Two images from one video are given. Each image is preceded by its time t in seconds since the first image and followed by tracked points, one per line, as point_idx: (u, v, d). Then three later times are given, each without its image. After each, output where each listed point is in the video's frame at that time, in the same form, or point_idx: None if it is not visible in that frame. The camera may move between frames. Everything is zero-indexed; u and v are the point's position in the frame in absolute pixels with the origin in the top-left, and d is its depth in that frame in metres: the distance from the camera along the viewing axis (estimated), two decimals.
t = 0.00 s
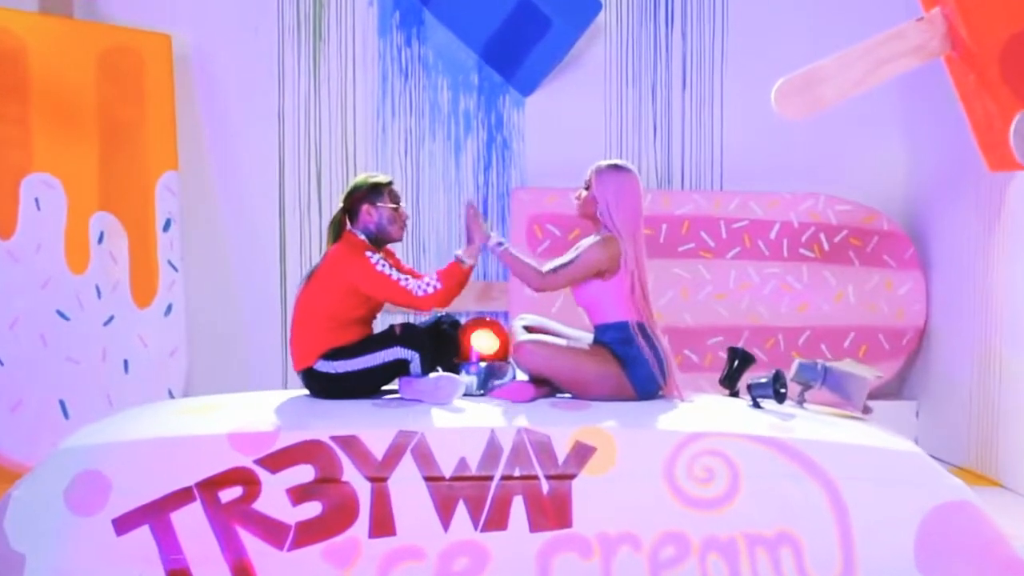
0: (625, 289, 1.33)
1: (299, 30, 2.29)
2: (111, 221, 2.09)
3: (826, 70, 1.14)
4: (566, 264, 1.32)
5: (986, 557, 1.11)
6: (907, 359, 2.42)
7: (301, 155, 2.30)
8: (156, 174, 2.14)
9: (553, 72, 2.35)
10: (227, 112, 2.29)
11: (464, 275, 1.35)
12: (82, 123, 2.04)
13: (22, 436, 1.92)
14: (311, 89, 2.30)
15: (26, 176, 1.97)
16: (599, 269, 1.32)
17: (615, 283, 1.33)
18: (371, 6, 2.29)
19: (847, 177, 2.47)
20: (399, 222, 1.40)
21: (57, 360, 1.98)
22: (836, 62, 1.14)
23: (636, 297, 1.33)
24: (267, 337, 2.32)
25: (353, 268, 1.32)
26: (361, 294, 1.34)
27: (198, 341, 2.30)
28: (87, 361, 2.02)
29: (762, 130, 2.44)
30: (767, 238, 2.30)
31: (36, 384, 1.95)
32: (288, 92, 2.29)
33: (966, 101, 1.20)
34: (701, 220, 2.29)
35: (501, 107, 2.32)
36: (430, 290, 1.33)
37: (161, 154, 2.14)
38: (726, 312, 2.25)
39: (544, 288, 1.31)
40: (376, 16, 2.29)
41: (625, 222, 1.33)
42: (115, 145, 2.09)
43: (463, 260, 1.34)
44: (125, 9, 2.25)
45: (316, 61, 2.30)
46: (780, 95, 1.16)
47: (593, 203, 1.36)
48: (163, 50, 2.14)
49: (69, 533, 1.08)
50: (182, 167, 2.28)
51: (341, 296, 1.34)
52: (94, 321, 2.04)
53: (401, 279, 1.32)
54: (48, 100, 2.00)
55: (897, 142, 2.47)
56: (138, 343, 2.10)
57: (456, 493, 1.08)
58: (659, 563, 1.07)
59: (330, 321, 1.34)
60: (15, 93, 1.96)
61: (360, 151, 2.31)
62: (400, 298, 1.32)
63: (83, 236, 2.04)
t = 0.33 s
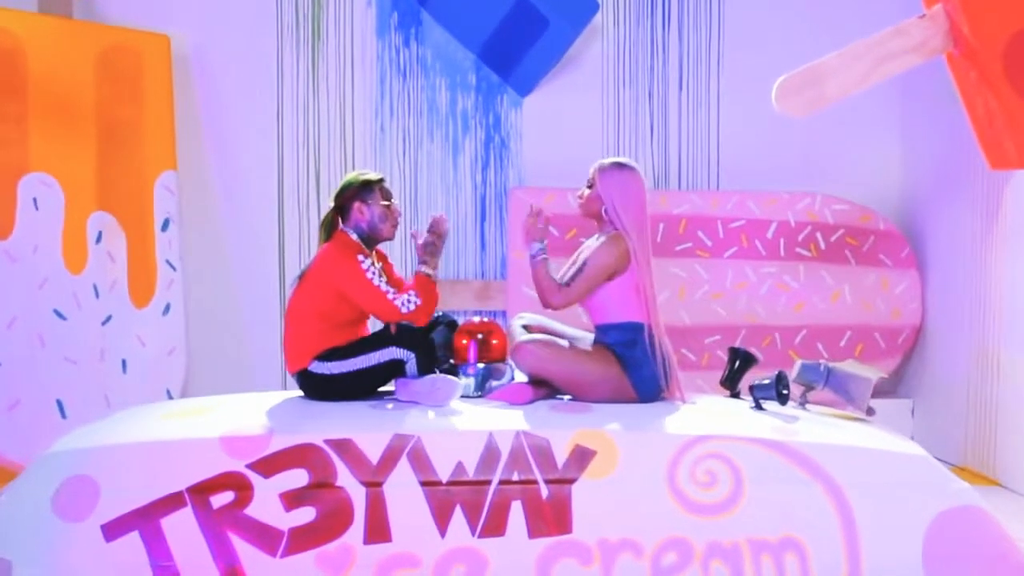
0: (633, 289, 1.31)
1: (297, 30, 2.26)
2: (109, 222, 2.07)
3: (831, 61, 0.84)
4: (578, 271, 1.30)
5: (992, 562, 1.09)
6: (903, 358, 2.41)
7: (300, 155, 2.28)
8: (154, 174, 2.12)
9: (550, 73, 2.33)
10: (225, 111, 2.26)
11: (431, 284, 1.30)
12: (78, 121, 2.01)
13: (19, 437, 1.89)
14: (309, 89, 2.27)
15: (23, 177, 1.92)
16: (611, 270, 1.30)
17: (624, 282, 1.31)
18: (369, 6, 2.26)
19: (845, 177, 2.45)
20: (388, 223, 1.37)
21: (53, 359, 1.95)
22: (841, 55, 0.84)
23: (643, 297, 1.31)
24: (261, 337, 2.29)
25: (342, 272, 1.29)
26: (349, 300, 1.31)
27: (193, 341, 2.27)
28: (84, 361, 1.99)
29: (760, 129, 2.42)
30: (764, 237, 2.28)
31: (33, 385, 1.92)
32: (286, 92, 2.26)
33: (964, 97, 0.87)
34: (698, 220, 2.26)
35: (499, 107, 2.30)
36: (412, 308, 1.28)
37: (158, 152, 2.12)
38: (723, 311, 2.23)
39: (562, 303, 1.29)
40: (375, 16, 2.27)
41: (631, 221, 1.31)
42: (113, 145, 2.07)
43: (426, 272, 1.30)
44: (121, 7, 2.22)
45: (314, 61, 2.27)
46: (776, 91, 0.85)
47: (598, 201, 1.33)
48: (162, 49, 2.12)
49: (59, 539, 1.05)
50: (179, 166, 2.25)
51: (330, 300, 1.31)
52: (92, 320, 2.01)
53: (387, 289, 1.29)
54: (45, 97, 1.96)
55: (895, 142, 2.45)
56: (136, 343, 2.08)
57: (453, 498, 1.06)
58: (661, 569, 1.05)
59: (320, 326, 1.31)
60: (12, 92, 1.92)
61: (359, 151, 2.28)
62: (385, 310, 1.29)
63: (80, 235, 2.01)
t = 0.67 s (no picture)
0: (633, 288, 1.28)
1: (297, 30, 2.23)
2: (108, 221, 2.04)
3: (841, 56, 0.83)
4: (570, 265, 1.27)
5: (1007, 569, 1.06)
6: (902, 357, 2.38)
7: (299, 155, 2.24)
8: (154, 171, 2.08)
9: (549, 74, 2.30)
10: (223, 109, 2.22)
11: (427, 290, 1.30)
12: (76, 120, 1.99)
13: (16, 436, 1.88)
14: (308, 89, 2.23)
15: (21, 174, 1.92)
16: (608, 268, 1.27)
17: (623, 280, 1.28)
18: (369, 5, 2.23)
19: (846, 177, 2.42)
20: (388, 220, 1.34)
21: (51, 358, 1.93)
22: (844, 53, 0.82)
23: (642, 297, 1.28)
24: (253, 337, 2.26)
25: (336, 273, 1.26)
26: (343, 301, 1.28)
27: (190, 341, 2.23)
28: (83, 361, 1.97)
29: (761, 128, 2.39)
30: (763, 236, 2.25)
31: (32, 385, 1.91)
32: (286, 90, 2.23)
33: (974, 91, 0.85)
34: (697, 219, 2.23)
35: (498, 106, 2.27)
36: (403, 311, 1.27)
37: (157, 149, 2.08)
38: (723, 310, 2.21)
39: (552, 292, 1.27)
40: (374, 16, 2.23)
41: (631, 220, 1.28)
42: (112, 144, 2.04)
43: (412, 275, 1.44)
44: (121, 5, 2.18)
45: (313, 61, 2.23)
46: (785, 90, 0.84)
47: (602, 198, 1.30)
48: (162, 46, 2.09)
49: (48, 547, 1.02)
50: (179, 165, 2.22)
51: (324, 301, 1.28)
52: (91, 319, 1.99)
53: (380, 293, 1.25)
54: (48, 98, 1.96)
55: (896, 142, 2.42)
56: (135, 342, 2.05)
57: (454, 504, 1.03)
58: None
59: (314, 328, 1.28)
60: (11, 89, 1.92)
61: (358, 151, 2.24)
62: (377, 314, 1.26)
63: (79, 234, 1.99)
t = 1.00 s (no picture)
0: (647, 289, 1.25)
1: (296, 29, 2.19)
2: (105, 220, 2.01)
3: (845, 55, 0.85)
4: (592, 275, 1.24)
5: None
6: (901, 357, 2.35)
7: (298, 154, 2.20)
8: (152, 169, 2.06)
9: (549, 73, 2.26)
10: (224, 107, 2.19)
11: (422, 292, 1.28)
12: (74, 117, 1.96)
13: (9, 437, 1.83)
14: (307, 88, 2.20)
15: (17, 172, 1.88)
16: (629, 269, 1.24)
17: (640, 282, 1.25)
18: (367, 4, 2.19)
19: (849, 177, 2.39)
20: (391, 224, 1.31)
21: (47, 358, 1.90)
22: (850, 49, 0.85)
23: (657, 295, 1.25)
24: (244, 337, 2.21)
25: (338, 268, 1.22)
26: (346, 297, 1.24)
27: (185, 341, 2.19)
28: (79, 360, 1.94)
29: (762, 126, 2.35)
30: (762, 236, 2.21)
31: (25, 385, 1.86)
32: (284, 90, 2.19)
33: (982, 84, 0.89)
34: (698, 219, 2.20)
35: (498, 106, 2.23)
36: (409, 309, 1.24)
37: (154, 147, 2.05)
38: (722, 310, 2.17)
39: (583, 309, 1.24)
40: (373, 15, 2.19)
41: (643, 217, 1.25)
42: (109, 141, 2.01)
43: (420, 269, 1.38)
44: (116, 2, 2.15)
45: (312, 60, 2.19)
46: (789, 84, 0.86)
47: (609, 197, 1.28)
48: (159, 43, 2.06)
49: (36, 556, 0.98)
50: (178, 163, 2.18)
51: (325, 298, 1.24)
52: (86, 319, 1.96)
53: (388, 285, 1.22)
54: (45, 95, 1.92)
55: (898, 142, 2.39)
56: (131, 342, 2.02)
57: (455, 513, 0.99)
58: None
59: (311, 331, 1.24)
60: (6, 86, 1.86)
61: (357, 151, 2.20)
62: (387, 307, 1.22)
63: (76, 233, 1.96)
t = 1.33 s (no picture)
0: (651, 290, 1.20)
1: (294, 27, 2.14)
2: (100, 219, 1.96)
3: (849, 53, 1.00)
4: (609, 274, 1.18)
5: None
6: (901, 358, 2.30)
7: (296, 153, 2.15)
8: (148, 166, 2.02)
9: (549, 71, 2.21)
10: (222, 104, 2.14)
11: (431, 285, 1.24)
12: (71, 112, 1.91)
13: None
14: (305, 86, 2.15)
15: (10, 170, 1.82)
16: (641, 266, 1.18)
17: (643, 283, 1.20)
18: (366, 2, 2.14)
19: (854, 176, 2.34)
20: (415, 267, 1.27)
21: (39, 359, 1.85)
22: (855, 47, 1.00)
23: (658, 299, 1.20)
24: (236, 338, 2.17)
25: (334, 269, 1.17)
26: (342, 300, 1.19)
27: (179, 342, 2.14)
28: (72, 361, 1.89)
29: (765, 125, 2.31)
30: (763, 235, 2.17)
31: (16, 386, 1.82)
32: (283, 89, 2.15)
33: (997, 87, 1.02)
34: (699, 218, 2.15)
35: (497, 104, 2.18)
36: (417, 306, 1.19)
37: (153, 146, 2.02)
38: (723, 310, 2.13)
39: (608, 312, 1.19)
40: (371, 13, 2.15)
41: (647, 215, 1.20)
42: (104, 138, 1.97)
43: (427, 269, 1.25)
44: None
45: (311, 59, 2.15)
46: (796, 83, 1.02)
47: (610, 195, 1.23)
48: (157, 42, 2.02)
49: (21, 566, 0.95)
50: (174, 161, 2.13)
51: (318, 301, 1.19)
52: (80, 319, 1.91)
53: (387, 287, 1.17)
54: (37, 90, 1.87)
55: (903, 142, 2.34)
56: (126, 341, 1.98)
57: (452, 525, 0.95)
58: None
59: (306, 333, 1.19)
60: None
61: (356, 150, 2.15)
62: (385, 311, 1.17)
63: (70, 232, 1.91)
